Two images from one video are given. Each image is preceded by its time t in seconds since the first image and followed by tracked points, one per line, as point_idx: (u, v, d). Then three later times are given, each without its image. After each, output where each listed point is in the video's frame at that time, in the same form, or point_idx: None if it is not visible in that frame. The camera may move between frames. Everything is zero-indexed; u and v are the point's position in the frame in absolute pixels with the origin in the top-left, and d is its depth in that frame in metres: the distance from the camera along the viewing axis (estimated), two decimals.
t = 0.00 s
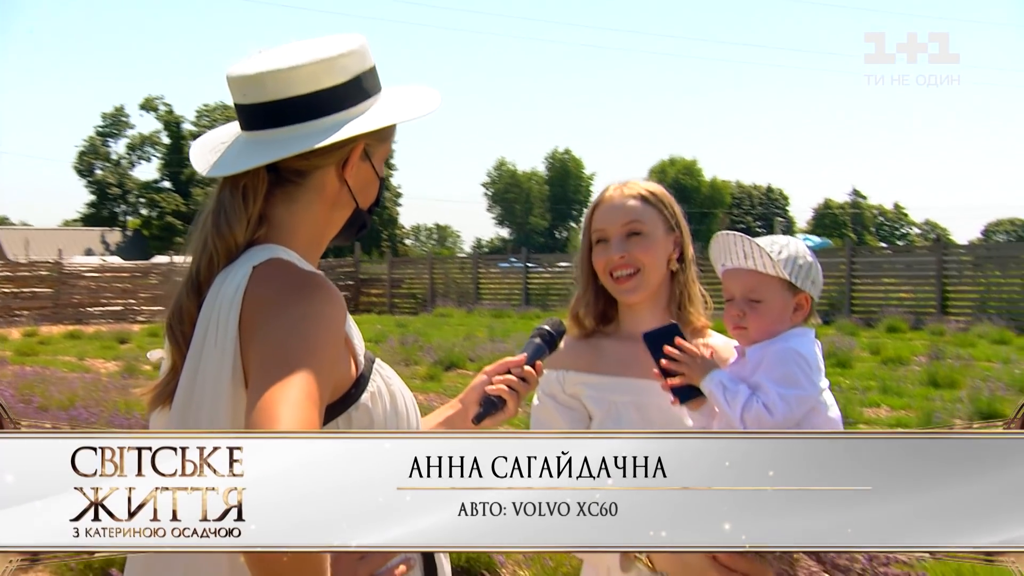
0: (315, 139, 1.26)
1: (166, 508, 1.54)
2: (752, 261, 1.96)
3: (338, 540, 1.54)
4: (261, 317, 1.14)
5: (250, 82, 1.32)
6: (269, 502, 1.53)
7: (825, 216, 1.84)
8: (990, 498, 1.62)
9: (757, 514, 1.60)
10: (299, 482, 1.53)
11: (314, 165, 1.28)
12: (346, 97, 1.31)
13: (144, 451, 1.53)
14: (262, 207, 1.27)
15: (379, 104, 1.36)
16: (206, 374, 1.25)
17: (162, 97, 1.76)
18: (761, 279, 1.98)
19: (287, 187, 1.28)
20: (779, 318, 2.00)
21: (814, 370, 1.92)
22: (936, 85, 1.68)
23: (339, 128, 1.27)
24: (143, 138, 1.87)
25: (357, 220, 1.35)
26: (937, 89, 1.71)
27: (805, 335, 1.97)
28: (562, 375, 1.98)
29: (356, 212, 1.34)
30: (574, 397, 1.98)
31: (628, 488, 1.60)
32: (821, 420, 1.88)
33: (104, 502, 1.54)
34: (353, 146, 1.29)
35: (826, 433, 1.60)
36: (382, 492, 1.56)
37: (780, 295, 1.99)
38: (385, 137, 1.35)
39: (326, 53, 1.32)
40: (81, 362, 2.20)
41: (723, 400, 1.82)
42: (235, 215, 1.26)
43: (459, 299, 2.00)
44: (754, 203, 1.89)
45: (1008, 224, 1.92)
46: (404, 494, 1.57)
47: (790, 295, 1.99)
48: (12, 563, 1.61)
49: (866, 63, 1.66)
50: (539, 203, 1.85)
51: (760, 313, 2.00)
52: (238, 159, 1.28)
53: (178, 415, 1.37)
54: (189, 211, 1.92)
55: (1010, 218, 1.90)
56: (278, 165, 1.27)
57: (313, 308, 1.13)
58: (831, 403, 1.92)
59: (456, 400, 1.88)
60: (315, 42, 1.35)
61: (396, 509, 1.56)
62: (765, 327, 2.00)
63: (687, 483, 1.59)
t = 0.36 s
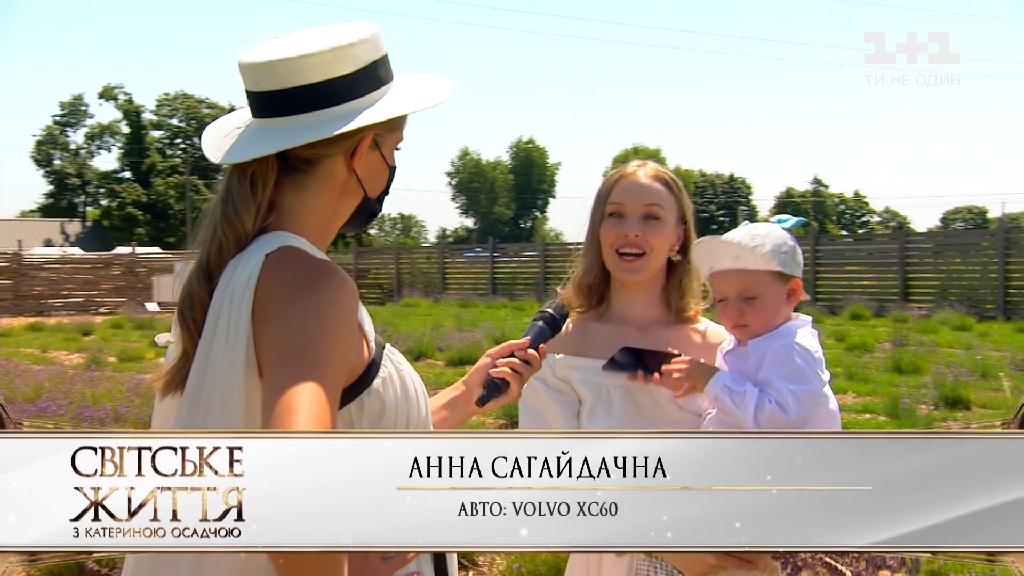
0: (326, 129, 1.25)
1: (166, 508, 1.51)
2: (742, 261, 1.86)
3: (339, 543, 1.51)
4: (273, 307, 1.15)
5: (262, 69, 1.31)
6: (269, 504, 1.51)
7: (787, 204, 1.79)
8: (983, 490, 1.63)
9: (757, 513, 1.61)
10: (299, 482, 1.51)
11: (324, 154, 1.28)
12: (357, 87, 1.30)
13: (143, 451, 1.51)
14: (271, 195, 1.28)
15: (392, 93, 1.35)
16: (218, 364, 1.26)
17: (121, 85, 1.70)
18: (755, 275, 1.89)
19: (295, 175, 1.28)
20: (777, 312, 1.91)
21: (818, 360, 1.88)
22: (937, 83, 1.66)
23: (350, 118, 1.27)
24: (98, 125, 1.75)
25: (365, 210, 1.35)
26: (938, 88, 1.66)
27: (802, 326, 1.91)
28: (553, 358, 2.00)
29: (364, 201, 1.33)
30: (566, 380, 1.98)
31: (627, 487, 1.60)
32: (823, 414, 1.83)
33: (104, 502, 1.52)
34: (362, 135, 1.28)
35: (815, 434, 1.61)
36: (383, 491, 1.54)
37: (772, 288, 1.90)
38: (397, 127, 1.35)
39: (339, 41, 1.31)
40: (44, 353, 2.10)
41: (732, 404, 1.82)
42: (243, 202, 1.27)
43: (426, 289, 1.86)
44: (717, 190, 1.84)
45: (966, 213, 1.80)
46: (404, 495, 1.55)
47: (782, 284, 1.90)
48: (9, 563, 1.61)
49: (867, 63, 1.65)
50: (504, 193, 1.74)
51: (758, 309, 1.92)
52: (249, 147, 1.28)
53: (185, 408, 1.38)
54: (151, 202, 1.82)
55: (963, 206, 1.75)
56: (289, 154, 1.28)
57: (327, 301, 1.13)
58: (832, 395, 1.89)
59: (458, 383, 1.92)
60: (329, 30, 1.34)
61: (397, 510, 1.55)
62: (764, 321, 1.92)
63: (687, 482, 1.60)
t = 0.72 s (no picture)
0: (326, 142, 1.39)
1: (166, 508, 1.60)
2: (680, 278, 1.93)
3: (339, 542, 1.57)
4: (281, 313, 1.25)
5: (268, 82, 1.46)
6: (269, 503, 1.59)
7: (744, 214, 1.84)
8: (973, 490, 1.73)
9: (759, 510, 1.70)
10: (302, 481, 1.58)
11: (325, 167, 1.41)
12: (357, 103, 1.44)
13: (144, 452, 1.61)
14: (272, 205, 1.42)
15: (391, 109, 1.49)
16: (222, 370, 1.36)
17: (72, 94, 1.77)
18: (699, 290, 1.96)
19: (296, 186, 1.42)
20: (731, 316, 1.98)
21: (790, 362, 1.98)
22: (934, 82, 1.76)
23: (347, 134, 1.41)
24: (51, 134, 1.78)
25: (362, 221, 1.48)
26: (937, 88, 1.76)
27: (760, 326, 1.96)
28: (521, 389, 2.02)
29: (362, 214, 1.47)
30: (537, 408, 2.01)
31: (628, 487, 1.69)
32: (797, 415, 1.93)
33: (103, 502, 1.62)
34: (362, 151, 1.43)
35: (813, 433, 1.71)
36: (383, 490, 1.62)
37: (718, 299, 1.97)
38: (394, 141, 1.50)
39: (344, 58, 1.45)
40: None
41: (706, 417, 1.90)
42: (247, 213, 1.40)
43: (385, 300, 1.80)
44: (673, 203, 1.84)
45: (916, 226, 1.82)
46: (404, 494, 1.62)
47: (729, 294, 1.96)
48: (9, 563, 1.68)
49: (867, 62, 1.76)
50: (463, 204, 1.78)
51: (706, 319, 2.00)
52: (253, 156, 1.42)
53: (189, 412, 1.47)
54: (104, 210, 1.80)
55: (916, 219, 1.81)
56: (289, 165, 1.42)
57: (332, 307, 1.24)
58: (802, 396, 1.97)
59: (439, 393, 1.90)
60: (333, 47, 1.49)
61: (388, 509, 1.61)
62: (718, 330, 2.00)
63: (687, 483, 1.69)
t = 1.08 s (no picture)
0: (338, 154, 1.47)
1: (165, 507, 1.63)
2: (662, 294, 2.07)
3: (340, 542, 1.62)
4: (287, 321, 1.30)
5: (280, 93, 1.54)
6: (268, 503, 1.63)
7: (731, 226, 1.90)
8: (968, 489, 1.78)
9: (759, 507, 1.76)
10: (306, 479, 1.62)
11: (335, 178, 1.50)
12: (367, 115, 1.52)
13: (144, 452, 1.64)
14: (282, 216, 1.51)
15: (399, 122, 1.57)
16: (230, 379, 1.40)
17: (59, 101, 1.78)
18: (682, 303, 2.10)
19: (306, 197, 1.50)
20: (715, 327, 2.10)
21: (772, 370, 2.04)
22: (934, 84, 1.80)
23: (358, 146, 1.49)
24: (37, 144, 1.78)
25: (367, 235, 1.56)
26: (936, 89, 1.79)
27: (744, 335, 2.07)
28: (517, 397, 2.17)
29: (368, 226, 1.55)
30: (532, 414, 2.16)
31: (627, 487, 1.73)
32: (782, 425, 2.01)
33: (103, 502, 1.64)
34: (372, 162, 1.50)
35: (798, 435, 1.77)
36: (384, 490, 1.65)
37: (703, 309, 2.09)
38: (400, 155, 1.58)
39: (355, 71, 1.54)
40: None
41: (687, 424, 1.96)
42: (257, 222, 1.49)
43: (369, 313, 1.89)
44: (662, 213, 1.92)
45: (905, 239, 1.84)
46: (404, 494, 1.66)
47: (713, 304, 2.08)
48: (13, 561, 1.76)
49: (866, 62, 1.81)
50: (451, 215, 1.82)
51: (693, 331, 2.13)
52: (265, 166, 1.50)
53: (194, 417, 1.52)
54: (89, 220, 1.79)
55: (904, 231, 1.83)
56: (299, 177, 1.49)
57: (337, 316, 1.28)
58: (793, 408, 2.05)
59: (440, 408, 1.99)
60: (344, 61, 1.57)
61: (386, 511, 1.64)
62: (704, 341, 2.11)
63: (686, 482, 1.74)
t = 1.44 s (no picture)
0: (338, 153, 1.47)
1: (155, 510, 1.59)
2: (681, 307, 2.24)
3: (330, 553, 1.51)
4: (284, 319, 1.32)
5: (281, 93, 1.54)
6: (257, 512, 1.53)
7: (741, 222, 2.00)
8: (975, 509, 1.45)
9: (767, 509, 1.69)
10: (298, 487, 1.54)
11: (333, 178, 1.50)
12: (368, 116, 1.53)
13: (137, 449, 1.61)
14: (278, 215, 1.52)
15: (397, 124, 1.59)
16: (225, 383, 1.40)
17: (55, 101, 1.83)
18: (702, 316, 2.25)
19: (303, 196, 1.51)
20: (733, 339, 2.27)
21: (783, 388, 2.16)
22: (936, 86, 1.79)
23: (358, 146, 1.49)
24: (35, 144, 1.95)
25: (364, 234, 1.59)
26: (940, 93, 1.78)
27: (761, 350, 2.26)
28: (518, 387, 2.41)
29: (365, 226, 1.57)
30: (531, 402, 2.40)
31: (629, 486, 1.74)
32: (788, 441, 2.14)
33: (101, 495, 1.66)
34: (370, 164, 1.51)
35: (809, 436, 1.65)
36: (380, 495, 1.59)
37: (721, 323, 2.26)
38: (398, 157, 1.59)
39: (356, 72, 1.54)
40: None
41: (694, 434, 2.08)
42: (253, 222, 1.50)
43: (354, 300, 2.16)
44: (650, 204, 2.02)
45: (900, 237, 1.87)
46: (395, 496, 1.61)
47: (732, 317, 2.26)
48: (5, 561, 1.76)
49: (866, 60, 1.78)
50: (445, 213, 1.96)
51: (710, 343, 2.27)
52: (265, 165, 1.50)
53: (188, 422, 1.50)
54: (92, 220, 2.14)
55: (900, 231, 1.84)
56: (299, 176, 1.50)
57: (336, 315, 1.29)
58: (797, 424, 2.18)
59: (436, 408, 2.11)
60: (344, 62, 1.58)
61: (370, 511, 1.57)
62: (720, 353, 2.27)
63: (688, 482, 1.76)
